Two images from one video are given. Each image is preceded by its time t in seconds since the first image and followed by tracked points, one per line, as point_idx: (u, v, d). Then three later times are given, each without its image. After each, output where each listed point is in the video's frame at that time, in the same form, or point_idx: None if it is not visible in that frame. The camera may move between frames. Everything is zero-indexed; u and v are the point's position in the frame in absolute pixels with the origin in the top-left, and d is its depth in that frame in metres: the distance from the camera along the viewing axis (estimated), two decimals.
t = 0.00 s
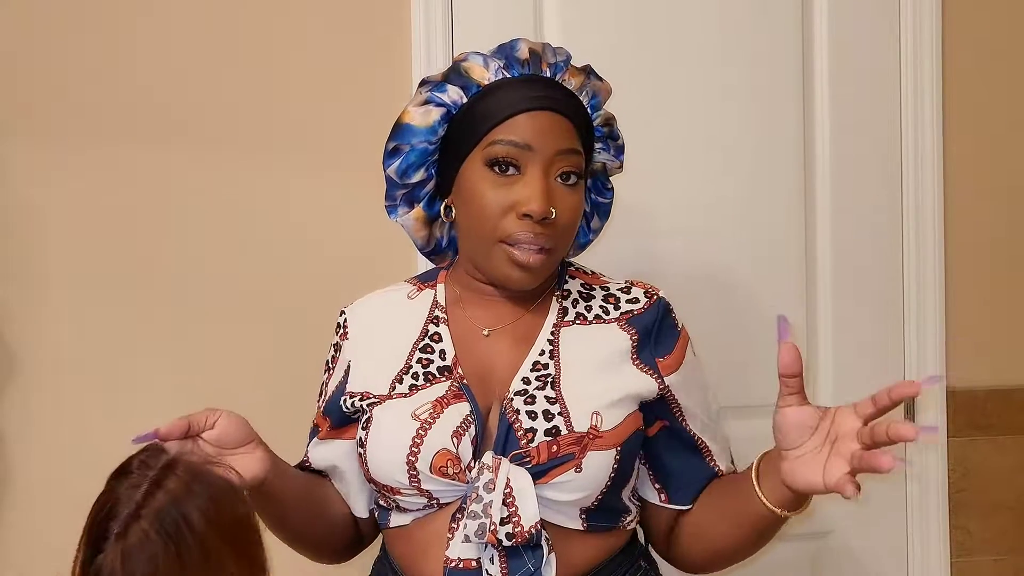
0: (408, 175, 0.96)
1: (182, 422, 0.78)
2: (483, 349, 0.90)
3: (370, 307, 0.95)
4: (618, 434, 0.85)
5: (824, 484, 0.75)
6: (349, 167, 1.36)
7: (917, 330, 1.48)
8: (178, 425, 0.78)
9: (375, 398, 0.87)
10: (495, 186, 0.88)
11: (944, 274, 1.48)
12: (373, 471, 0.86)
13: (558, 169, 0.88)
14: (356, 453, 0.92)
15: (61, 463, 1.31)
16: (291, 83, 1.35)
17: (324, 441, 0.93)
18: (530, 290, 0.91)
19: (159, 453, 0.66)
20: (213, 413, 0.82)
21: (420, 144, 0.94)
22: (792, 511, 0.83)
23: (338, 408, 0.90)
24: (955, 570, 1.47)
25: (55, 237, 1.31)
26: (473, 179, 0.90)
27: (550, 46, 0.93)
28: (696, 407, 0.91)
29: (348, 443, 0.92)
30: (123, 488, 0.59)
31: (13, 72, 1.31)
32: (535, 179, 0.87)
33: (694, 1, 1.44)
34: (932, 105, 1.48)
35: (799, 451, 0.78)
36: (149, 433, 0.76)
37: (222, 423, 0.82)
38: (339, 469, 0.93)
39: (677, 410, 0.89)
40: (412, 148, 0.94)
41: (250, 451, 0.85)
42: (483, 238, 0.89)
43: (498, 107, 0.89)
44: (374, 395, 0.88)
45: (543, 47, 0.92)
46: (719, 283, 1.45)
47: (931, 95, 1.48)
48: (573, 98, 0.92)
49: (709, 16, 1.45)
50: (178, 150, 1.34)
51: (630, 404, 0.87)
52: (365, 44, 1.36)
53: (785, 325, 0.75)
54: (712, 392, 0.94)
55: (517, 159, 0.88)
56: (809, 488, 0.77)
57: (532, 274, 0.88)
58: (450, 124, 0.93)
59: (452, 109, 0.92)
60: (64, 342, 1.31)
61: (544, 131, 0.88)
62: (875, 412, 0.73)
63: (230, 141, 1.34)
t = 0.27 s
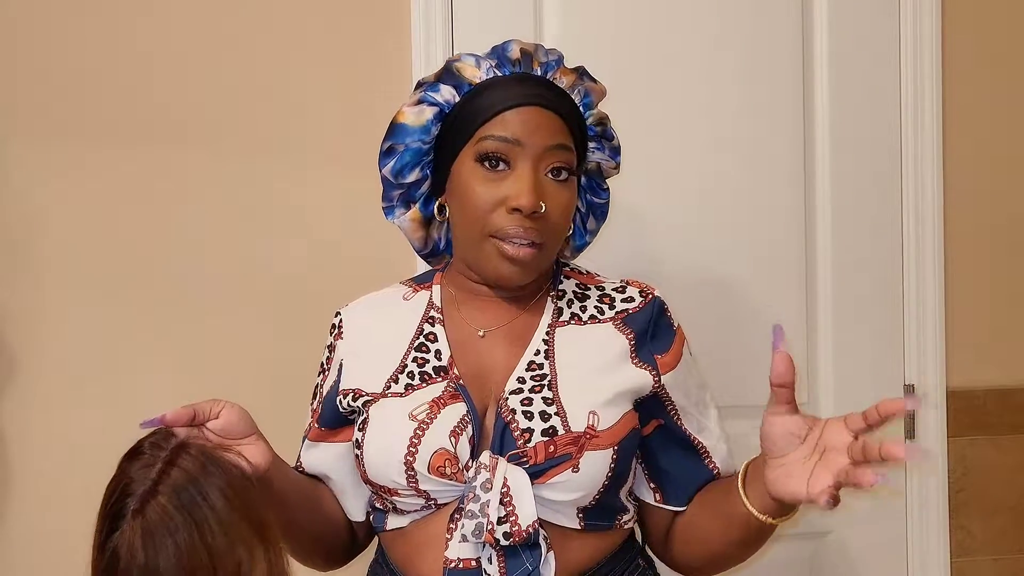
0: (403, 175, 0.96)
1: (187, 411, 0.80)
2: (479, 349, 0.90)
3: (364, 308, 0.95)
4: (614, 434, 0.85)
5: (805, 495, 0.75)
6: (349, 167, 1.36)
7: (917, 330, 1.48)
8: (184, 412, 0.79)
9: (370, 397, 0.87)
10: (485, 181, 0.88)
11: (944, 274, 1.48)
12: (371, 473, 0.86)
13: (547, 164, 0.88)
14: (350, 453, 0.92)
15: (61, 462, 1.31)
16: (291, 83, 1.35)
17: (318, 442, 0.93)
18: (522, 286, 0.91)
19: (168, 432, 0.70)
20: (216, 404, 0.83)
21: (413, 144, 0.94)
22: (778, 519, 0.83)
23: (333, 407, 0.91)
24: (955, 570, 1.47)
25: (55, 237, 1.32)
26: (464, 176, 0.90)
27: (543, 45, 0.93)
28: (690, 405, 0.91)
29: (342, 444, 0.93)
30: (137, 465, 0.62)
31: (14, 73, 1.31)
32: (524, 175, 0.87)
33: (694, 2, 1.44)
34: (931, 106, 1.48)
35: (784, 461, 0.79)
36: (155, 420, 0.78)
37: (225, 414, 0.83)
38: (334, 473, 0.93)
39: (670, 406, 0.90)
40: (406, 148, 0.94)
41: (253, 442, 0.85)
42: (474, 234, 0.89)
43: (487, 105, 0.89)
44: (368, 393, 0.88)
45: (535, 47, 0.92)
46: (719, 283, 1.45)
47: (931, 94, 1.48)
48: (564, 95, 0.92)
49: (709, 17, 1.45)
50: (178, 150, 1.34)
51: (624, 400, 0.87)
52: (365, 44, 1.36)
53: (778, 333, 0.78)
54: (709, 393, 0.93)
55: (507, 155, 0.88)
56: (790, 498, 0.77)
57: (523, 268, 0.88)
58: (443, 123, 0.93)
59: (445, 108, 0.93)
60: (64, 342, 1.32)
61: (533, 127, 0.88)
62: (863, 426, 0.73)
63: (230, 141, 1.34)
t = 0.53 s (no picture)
0: (390, 185, 0.96)
1: (212, 421, 0.82)
2: (474, 348, 0.90)
3: (360, 315, 0.95)
4: (612, 424, 0.85)
5: None
6: (349, 166, 1.36)
7: (917, 329, 1.48)
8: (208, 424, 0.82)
9: (368, 398, 0.88)
10: (460, 176, 0.88)
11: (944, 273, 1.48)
12: (371, 473, 0.86)
13: (520, 156, 0.88)
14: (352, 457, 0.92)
15: (61, 462, 1.31)
16: (291, 82, 1.35)
17: (317, 451, 0.92)
18: (505, 281, 0.90)
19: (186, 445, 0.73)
20: (238, 415, 0.86)
21: (395, 153, 0.95)
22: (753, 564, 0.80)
23: (330, 413, 0.91)
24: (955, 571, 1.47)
25: (55, 237, 1.32)
26: (441, 174, 0.90)
27: (512, 48, 0.95)
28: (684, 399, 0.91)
29: (343, 448, 0.92)
30: (176, 479, 0.66)
31: (14, 73, 1.31)
32: (496, 167, 0.87)
33: (694, 2, 1.44)
34: (932, 105, 1.48)
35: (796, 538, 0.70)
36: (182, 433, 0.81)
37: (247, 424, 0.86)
38: (337, 479, 0.92)
39: (666, 395, 0.90)
40: (390, 158, 0.95)
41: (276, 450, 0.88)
42: (453, 232, 0.89)
43: (459, 103, 0.90)
44: (366, 395, 0.88)
45: (504, 49, 0.94)
46: (718, 283, 1.45)
47: (931, 94, 1.48)
48: (537, 90, 0.92)
49: (709, 17, 1.45)
50: (178, 150, 1.34)
51: (619, 387, 0.86)
52: (364, 44, 1.36)
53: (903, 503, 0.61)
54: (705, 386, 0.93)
55: (481, 149, 0.88)
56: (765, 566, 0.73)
57: (503, 262, 0.88)
58: (422, 129, 0.95)
59: (422, 115, 0.94)
60: (64, 342, 1.32)
61: (505, 120, 0.88)
62: None
63: (230, 141, 1.34)
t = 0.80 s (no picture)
0: (391, 185, 0.97)
1: (236, 435, 0.84)
2: (475, 344, 0.90)
3: (363, 316, 0.95)
4: (611, 420, 0.84)
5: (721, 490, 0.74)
6: (349, 166, 1.36)
7: (917, 329, 1.48)
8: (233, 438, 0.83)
9: (369, 397, 0.88)
10: (464, 175, 0.89)
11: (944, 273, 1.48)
12: (372, 472, 0.86)
13: (523, 155, 0.88)
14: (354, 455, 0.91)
15: (61, 462, 1.31)
16: (291, 82, 1.35)
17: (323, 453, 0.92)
18: (509, 278, 0.91)
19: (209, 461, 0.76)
20: (260, 427, 0.87)
21: (396, 153, 0.96)
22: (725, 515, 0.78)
23: (332, 414, 0.91)
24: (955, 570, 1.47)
25: (55, 237, 1.31)
26: (444, 172, 0.90)
27: (512, 47, 0.95)
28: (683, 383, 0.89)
29: (348, 450, 0.91)
30: (212, 499, 0.69)
31: (14, 73, 1.31)
32: (499, 166, 0.87)
33: (694, 3, 1.44)
34: (932, 105, 1.48)
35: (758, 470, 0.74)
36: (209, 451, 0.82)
37: (269, 436, 0.87)
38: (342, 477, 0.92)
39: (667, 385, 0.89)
40: (390, 158, 0.96)
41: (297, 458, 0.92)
42: (457, 230, 0.89)
43: (461, 102, 0.90)
44: (368, 395, 0.88)
45: (504, 48, 0.94)
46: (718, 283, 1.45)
47: (931, 94, 1.48)
48: (539, 89, 0.93)
49: (709, 18, 1.45)
50: (178, 150, 1.34)
51: (624, 377, 0.86)
52: (364, 44, 1.36)
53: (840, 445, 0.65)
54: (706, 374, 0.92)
55: (484, 148, 0.89)
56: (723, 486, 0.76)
57: (507, 259, 0.89)
58: (423, 129, 0.95)
59: (423, 115, 0.94)
60: (64, 341, 1.32)
61: (507, 119, 0.89)
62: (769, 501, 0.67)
63: (229, 141, 1.34)
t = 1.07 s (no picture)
0: (406, 180, 0.96)
1: (251, 437, 0.82)
2: (485, 343, 0.90)
3: (371, 310, 0.95)
4: (618, 425, 0.84)
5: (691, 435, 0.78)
6: (348, 165, 1.36)
7: (918, 329, 1.48)
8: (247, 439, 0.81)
9: (377, 395, 0.88)
10: (489, 176, 0.88)
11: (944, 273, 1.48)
12: (378, 470, 0.86)
13: (548, 155, 0.88)
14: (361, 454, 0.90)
15: (60, 462, 1.31)
16: (290, 82, 1.35)
17: (332, 447, 0.91)
18: (531, 278, 0.91)
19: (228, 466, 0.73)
20: (273, 428, 0.85)
21: (413, 148, 0.94)
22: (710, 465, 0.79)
23: (340, 410, 0.90)
24: (955, 570, 1.47)
25: (54, 236, 1.31)
26: (468, 171, 0.90)
27: (531, 43, 0.94)
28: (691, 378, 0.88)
29: (355, 446, 0.90)
30: (231, 508, 0.66)
31: (14, 72, 1.31)
32: (526, 167, 0.87)
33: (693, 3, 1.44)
34: (932, 106, 1.48)
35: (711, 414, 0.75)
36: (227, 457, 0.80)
37: (282, 436, 0.85)
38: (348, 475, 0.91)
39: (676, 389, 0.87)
40: (406, 153, 0.95)
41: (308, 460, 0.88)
42: (482, 230, 0.89)
43: (485, 100, 0.89)
44: (376, 392, 0.88)
45: (525, 44, 0.93)
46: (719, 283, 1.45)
47: (931, 94, 1.48)
48: (561, 89, 0.93)
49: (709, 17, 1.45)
50: (178, 150, 1.34)
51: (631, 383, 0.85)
52: (364, 44, 1.36)
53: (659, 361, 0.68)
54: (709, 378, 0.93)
55: (509, 148, 0.88)
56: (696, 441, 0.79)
57: (534, 261, 0.88)
58: (441, 125, 0.94)
59: (442, 110, 0.93)
60: (64, 341, 1.31)
61: (533, 118, 0.88)
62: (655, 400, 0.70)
63: (229, 141, 1.34)
